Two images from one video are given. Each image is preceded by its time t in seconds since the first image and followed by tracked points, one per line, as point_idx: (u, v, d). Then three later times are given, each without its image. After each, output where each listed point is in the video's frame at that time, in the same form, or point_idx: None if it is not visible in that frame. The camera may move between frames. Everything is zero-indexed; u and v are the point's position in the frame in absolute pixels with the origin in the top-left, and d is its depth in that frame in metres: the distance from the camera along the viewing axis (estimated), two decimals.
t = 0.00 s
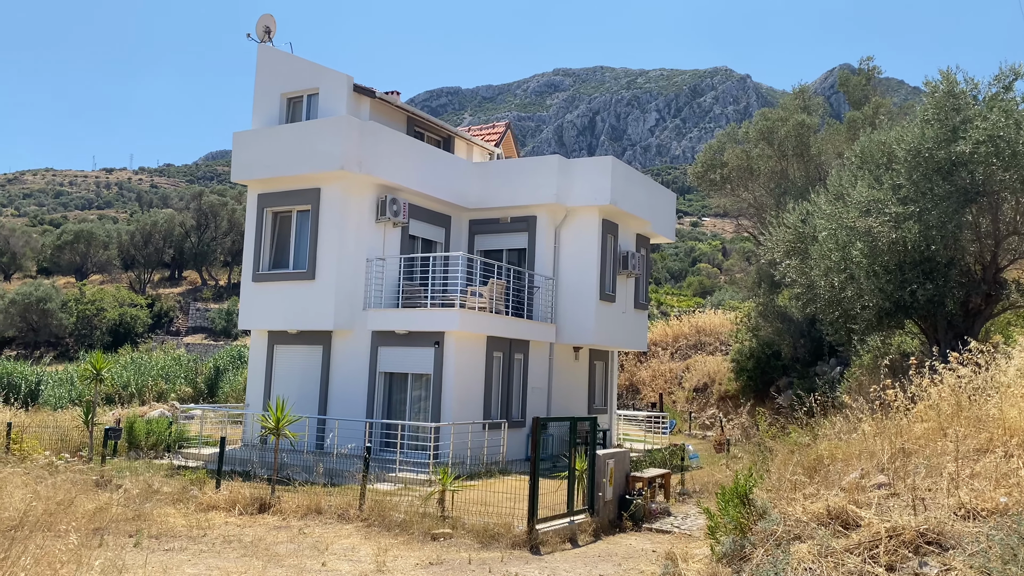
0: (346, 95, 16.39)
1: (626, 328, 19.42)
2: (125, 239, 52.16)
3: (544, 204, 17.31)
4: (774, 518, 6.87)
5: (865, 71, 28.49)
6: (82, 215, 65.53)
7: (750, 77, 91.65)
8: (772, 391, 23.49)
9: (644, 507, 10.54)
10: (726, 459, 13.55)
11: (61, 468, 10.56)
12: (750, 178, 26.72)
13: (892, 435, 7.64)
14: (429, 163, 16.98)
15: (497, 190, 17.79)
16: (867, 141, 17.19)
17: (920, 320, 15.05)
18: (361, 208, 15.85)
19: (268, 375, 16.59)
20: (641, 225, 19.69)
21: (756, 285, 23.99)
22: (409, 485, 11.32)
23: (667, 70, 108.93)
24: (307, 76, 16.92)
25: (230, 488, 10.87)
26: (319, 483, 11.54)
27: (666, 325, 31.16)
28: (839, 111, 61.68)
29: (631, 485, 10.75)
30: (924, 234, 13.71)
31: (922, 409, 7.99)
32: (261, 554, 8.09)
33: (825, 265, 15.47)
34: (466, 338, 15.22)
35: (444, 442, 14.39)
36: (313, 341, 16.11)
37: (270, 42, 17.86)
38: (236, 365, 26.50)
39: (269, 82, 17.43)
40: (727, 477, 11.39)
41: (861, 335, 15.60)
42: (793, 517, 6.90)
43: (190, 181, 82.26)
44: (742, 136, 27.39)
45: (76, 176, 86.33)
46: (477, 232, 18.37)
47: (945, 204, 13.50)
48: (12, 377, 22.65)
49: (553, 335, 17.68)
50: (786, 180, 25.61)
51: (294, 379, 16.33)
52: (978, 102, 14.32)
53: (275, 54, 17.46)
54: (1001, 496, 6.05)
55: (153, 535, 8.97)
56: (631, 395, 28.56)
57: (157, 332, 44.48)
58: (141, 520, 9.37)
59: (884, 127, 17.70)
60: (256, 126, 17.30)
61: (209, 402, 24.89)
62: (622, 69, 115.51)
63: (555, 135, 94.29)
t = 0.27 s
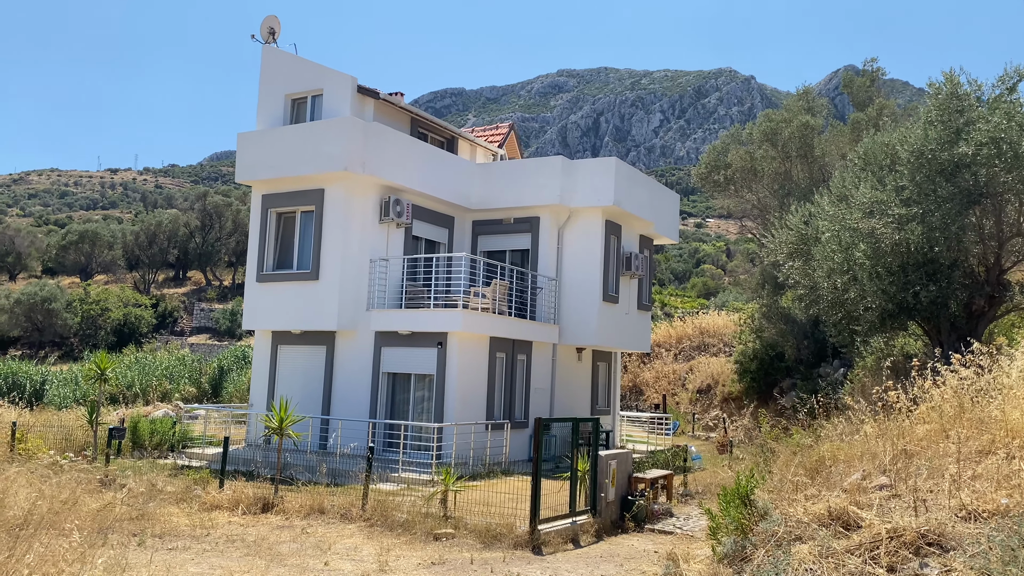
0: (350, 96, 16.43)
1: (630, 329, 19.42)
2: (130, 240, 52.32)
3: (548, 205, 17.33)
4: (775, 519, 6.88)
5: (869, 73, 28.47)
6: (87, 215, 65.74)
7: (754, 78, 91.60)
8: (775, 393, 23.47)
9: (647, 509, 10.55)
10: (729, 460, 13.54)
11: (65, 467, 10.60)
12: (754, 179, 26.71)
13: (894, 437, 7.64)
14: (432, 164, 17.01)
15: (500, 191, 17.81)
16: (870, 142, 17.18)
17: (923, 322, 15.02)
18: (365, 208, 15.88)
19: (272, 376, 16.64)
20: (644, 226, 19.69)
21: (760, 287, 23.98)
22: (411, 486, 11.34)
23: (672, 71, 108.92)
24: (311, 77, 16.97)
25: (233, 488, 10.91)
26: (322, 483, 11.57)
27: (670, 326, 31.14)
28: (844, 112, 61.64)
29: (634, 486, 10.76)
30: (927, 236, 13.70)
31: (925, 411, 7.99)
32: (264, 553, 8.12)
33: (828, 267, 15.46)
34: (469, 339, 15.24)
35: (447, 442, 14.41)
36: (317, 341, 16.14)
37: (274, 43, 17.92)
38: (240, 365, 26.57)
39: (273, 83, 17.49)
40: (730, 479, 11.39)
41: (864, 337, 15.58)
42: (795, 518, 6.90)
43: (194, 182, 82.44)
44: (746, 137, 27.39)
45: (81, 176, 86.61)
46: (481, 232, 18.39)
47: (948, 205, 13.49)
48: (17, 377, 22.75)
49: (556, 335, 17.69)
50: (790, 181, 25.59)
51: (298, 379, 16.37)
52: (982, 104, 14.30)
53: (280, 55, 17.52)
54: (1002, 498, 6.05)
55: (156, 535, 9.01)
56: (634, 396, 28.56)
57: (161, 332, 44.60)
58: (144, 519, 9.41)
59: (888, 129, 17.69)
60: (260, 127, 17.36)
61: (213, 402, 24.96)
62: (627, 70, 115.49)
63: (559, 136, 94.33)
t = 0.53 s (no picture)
0: (353, 97, 16.46)
1: (632, 330, 19.44)
2: (133, 240, 52.41)
3: (550, 206, 17.36)
4: (777, 520, 6.90)
5: (871, 74, 28.47)
6: (90, 216, 65.89)
7: (757, 79, 91.59)
8: (777, 394, 23.49)
9: (649, 509, 10.57)
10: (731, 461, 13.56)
11: (69, 467, 10.65)
12: (756, 181, 26.71)
13: (896, 438, 7.66)
14: (435, 165, 17.04)
15: (503, 192, 17.84)
16: (872, 143, 17.17)
17: (925, 323, 15.03)
18: (367, 209, 15.92)
19: (275, 376, 16.67)
20: (646, 227, 19.71)
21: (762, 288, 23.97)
22: (414, 486, 11.37)
23: (674, 72, 108.95)
24: (314, 78, 17.01)
25: (236, 488, 10.96)
26: (325, 484, 11.60)
27: (672, 327, 31.17)
28: (846, 114, 61.67)
29: (636, 487, 10.78)
30: (929, 237, 13.73)
31: (927, 412, 8.00)
32: (267, 553, 8.15)
33: (830, 268, 15.46)
34: (471, 340, 15.26)
35: (449, 442, 14.43)
36: (319, 342, 16.18)
37: (277, 44, 17.96)
38: (242, 366, 26.63)
39: (277, 84, 17.53)
40: (732, 479, 11.40)
41: (866, 338, 15.59)
42: (796, 519, 6.92)
43: (197, 182, 82.61)
44: (748, 138, 27.41)
45: (83, 177, 86.82)
46: (483, 234, 18.41)
47: (950, 207, 13.50)
48: (20, 377, 22.81)
49: (558, 336, 17.71)
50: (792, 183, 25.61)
51: (300, 380, 16.40)
52: (983, 105, 14.31)
53: (283, 56, 17.56)
54: (1004, 498, 6.06)
55: (160, 535, 9.04)
56: (636, 397, 28.57)
57: (164, 332, 44.71)
58: (148, 519, 9.45)
59: (890, 130, 17.69)
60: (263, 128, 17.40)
61: (216, 402, 25.01)
62: (629, 71, 115.57)
63: (561, 137, 94.40)
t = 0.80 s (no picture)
0: (353, 97, 16.46)
1: (632, 330, 19.44)
2: (131, 241, 52.37)
3: (550, 206, 17.35)
4: (780, 520, 6.89)
5: (871, 74, 28.48)
6: (88, 217, 65.84)
7: (756, 80, 91.65)
8: (778, 394, 23.48)
9: (650, 509, 10.56)
10: (732, 461, 13.56)
11: (69, 468, 10.63)
12: (756, 181, 26.70)
13: (898, 438, 7.65)
14: (435, 166, 17.04)
15: (503, 193, 17.83)
16: (873, 144, 17.17)
17: (926, 323, 15.03)
18: (367, 210, 15.91)
19: (275, 377, 16.66)
20: (647, 227, 19.71)
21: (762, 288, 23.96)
22: (415, 487, 11.35)
23: (673, 73, 108.98)
24: (314, 78, 17.00)
25: (237, 489, 10.95)
26: (326, 484, 11.59)
27: (672, 327, 31.17)
28: (844, 114, 61.73)
29: (638, 488, 10.77)
30: (930, 237, 13.75)
31: (929, 412, 8.00)
32: (269, 554, 8.14)
33: (831, 268, 15.46)
34: (472, 340, 15.26)
35: (450, 443, 14.43)
36: (320, 343, 16.17)
37: (277, 45, 17.95)
38: (242, 366, 26.60)
39: (277, 84, 17.52)
40: (733, 479, 11.39)
41: (867, 338, 15.58)
42: (800, 519, 6.92)
43: (195, 183, 82.56)
44: (748, 139, 27.42)
45: (82, 177, 86.75)
46: (483, 234, 18.40)
47: (951, 207, 13.52)
48: (19, 378, 22.78)
49: (558, 337, 17.70)
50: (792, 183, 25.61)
51: (301, 381, 16.38)
52: (983, 105, 14.31)
53: (283, 57, 17.55)
54: (1007, 498, 6.06)
55: (161, 536, 9.03)
56: (636, 398, 28.57)
57: (163, 333, 44.66)
58: (149, 520, 9.44)
59: (890, 130, 17.69)
60: (264, 128, 17.39)
61: (216, 403, 24.98)
62: (628, 72, 115.64)
63: (560, 137, 94.41)
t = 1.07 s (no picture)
0: (352, 97, 16.45)
1: (632, 329, 19.44)
2: (129, 241, 52.29)
3: (550, 206, 17.36)
4: (783, 518, 6.90)
5: (868, 73, 28.51)
6: (85, 217, 65.72)
7: (753, 78, 91.72)
8: (776, 392, 23.51)
9: (652, 508, 10.57)
10: (733, 460, 13.56)
11: (69, 468, 10.62)
12: (754, 180, 26.71)
13: (900, 436, 7.67)
14: (434, 165, 17.03)
15: (502, 192, 17.83)
16: (872, 142, 17.19)
17: (926, 322, 15.06)
18: (367, 209, 15.90)
19: (275, 377, 16.65)
20: (646, 226, 19.72)
21: (761, 286, 23.97)
22: (416, 486, 11.35)
23: (670, 72, 109.01)
24: (313, 78, 16.98)
25: (238, 489, 10.94)
26: (327, 484, 11.58)
27: (670, 326, 31.18)
28: (842, 113, 61.80)
29: (639, 486, 10.78)
30: (930, 235, 13.79)
31: (930, 410, 8.02)
32: (272, 554, 8.14)
33: (830, 267, 15.47)
34: (471, 339, 15.25)
35: (450, 442, 14.43)
36: (319, 342, 16.16)
37: (276, 44, 17.93)
38: (240, 366, 26.57)
39: (275, 84, 17.51)
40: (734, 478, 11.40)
41: (867, 336, 15.60)
42: (803, 517, 6.93)
43: (192, 183, 82.43)
44: (746, 137, 27.42)
45: (78, 178, 86.56)
46: (482, 233, 18.40)
47: (950, 205, 13.57)
48: (17, 378, 22.74)
49: (558, 336, 17.71)
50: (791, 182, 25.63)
51: (300, 380, 16.37)
52: (982, 103, 14.34)
53: (281, 56, 17.53)
54: (1010, 496, 6.08)
55: (163, 536, 9.02)
56: (635, 396, 28.59)
57: (161, 333, 44.59)
58: (150, 520, 9.42)
59: (889, 129, 17.71)
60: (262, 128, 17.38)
61: (214, 403, 24.96)
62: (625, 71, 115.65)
63: (558, 136, 94.40)
